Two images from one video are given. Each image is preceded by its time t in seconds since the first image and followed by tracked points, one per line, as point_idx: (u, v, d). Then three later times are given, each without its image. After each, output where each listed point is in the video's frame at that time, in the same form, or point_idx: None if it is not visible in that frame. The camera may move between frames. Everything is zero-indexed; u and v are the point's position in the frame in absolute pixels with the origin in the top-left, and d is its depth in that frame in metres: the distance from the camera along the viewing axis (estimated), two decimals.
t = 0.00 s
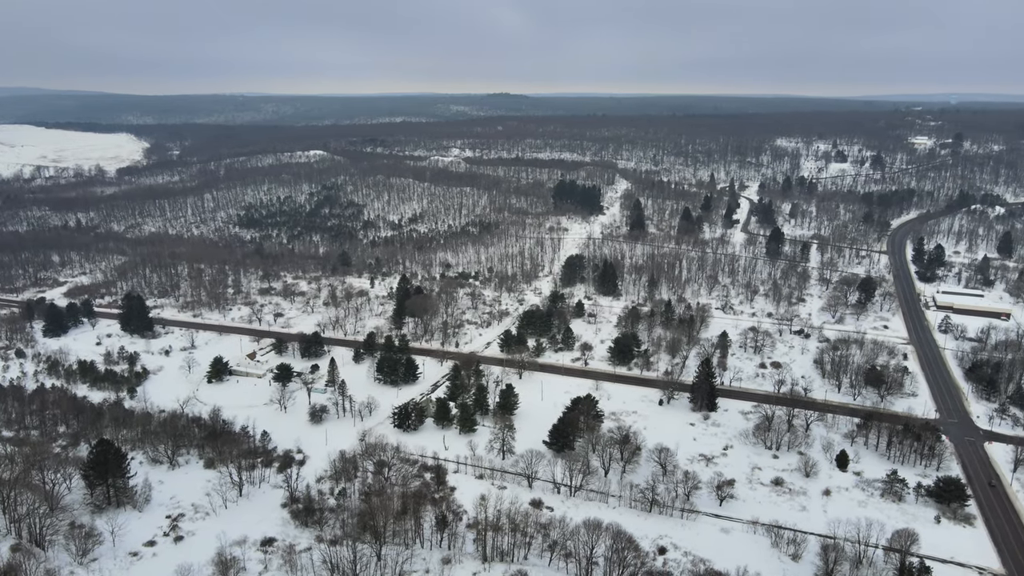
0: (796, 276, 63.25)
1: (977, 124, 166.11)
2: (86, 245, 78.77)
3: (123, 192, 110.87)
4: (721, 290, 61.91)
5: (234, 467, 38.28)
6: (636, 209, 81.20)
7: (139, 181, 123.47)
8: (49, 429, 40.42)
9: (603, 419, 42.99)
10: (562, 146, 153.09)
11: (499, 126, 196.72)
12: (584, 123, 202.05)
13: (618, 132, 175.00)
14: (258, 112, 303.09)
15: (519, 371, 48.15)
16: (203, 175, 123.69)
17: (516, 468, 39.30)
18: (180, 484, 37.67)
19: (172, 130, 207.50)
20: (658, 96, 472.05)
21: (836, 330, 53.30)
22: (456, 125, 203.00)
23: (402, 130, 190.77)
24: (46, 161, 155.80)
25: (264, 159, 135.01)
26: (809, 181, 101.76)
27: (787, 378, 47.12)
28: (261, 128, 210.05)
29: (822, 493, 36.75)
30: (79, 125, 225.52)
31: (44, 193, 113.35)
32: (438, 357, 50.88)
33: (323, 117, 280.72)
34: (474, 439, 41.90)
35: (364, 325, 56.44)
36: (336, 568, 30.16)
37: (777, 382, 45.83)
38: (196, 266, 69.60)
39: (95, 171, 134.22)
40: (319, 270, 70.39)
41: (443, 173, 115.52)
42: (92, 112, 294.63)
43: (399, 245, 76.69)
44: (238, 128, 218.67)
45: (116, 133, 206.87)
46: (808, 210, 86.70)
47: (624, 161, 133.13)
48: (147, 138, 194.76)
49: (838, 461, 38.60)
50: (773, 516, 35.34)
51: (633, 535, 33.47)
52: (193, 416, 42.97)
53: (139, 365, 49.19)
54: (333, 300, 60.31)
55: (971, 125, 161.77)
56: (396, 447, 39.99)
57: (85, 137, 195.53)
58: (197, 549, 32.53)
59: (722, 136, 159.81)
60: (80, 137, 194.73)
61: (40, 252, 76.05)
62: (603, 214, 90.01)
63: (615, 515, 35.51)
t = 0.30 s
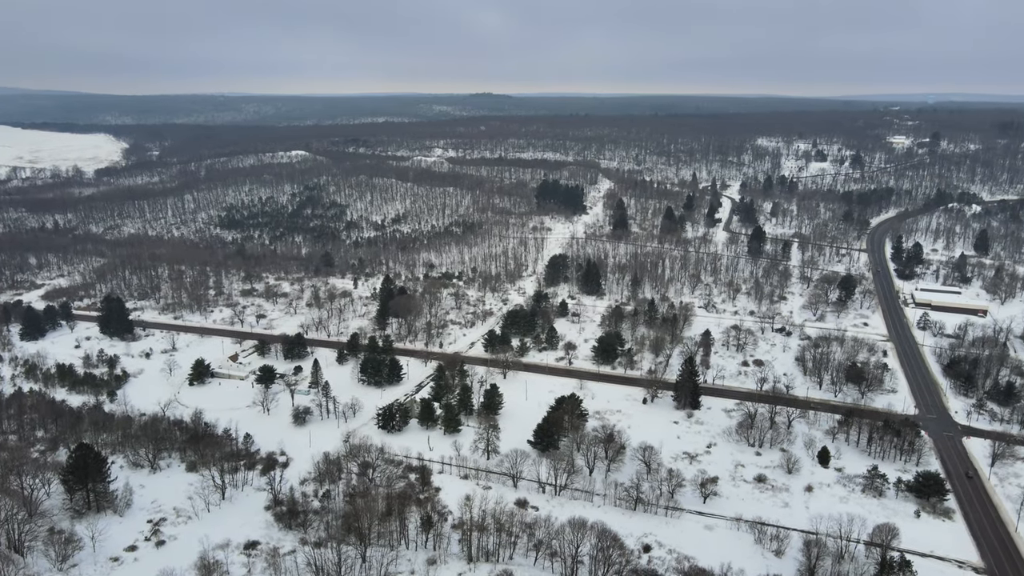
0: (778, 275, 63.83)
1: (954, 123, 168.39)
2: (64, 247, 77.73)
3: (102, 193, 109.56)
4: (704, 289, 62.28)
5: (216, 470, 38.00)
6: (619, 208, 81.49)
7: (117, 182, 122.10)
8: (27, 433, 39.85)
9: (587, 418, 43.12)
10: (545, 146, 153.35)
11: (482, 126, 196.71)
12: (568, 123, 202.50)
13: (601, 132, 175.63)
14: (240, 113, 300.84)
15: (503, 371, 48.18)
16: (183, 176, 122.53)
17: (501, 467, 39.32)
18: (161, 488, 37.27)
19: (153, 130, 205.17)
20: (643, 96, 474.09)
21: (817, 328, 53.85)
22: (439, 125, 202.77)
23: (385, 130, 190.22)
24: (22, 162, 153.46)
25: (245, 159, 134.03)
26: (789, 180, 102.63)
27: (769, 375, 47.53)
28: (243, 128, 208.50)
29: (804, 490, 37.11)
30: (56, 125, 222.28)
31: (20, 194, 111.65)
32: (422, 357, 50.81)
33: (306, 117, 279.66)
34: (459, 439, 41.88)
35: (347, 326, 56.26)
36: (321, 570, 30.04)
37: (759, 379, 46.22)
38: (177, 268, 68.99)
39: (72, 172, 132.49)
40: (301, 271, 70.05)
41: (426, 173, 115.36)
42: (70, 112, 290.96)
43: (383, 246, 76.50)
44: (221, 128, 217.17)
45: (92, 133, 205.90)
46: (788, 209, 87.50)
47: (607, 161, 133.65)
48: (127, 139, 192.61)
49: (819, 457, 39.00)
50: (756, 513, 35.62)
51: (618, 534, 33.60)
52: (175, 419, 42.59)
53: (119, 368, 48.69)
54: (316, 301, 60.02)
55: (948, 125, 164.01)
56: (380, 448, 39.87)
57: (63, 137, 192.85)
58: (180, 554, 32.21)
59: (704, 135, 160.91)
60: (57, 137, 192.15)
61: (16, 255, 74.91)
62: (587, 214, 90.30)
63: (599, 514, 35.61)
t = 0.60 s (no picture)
0: (759, 273, 64.36)
1: (931, 123, 170.56)
2: (41, 250, 76.63)
3: (79, 194, 108.18)
4: (687, 288, 62.61)
5: (199, 474, 37.64)
6: (602, 208, 81.72)
7: (95, 183, 120.66)
8: (4, 439, 39.23)
9: (572, 418, 43.22)
10: (528, 146, 153.62)
11: (466, 126, 196.71)
12: (552, 122, 202.91)
13: (583, 131, 176.20)
14: (222, 113, 298.45)
15: (487, 371, 48.15)
16: (163, 176, 121.36)
17: (486, 467, 39.30)
18: (142, 492, 36.84)
19: (133, 131, 202.92)
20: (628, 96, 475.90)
21: (798, 325, 54.35)
22: (422, 125, 202.44)
23: (368, 130, 189.64)
24: None
25: (226, 159, 133.06)
26: (770, 179, 103.43)
27: (751, 373, 47.91)
28: (225, 128, 206.76)
29: (786, 486, 37.42)
30: (33, 125, 218.94)
31: None
32: (406, 358, 50.69)
33: (288, 117, 278.13)
34: (443, 440, 41.83)
35: (331, 327, 56.02)
36: (305, 572, 29.85)
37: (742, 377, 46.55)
38: (157, 270, 68.31)
39: (49, 173, 130.66)
40: (284, 272, 69.67)
41: (409, 173, 115.14)
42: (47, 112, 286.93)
43: (366, 246, 76.24)
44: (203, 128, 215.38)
45: (70, 133, 204.29)
46: (769, 208, 88.24)
47: (590, 160, 134.13)
48: (106, 139, 190.30)
49: (801, 454, 39.36)
50: (739, 510, 35.87)
51: (603, 532, 33.69)
52: (156, 422, 42.17)
53: (99, 372, 48.11)
54: (299, 302, 59.69)
55: (925, 124, 166.13)
56: (365, 449, 39.69)
57: (41, 137, 190.10)
58: (162, 558, 31.83)
59: (686, 135, 161.99)
60: (35, 138, 189.41)
61: None
62: (570, 213, 90.51)
63: (585, 513, 35.71)
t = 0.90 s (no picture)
0: (741, 272, 64.87)
1: (909, 122, 172.72)
2: (18, 252, 75.52)
3: (56, 195, 106.76)
4: (670, 286, 62.94)
5: (180, 477, 37.30)
6: (585, 208, 81.92)
7: (72, 184, 119.13)
8: None
9: (556, 417, 43.31)
10: (510, 146, 153.77)
11: (449, 126, 196.53)
12: (536, 122, 203.22)
13: (566, 131, 176.61)
14: (204, 113, 295.88)
15: (472, 371, 48.14)
16: (142, 177, 120.08)
17: (471, 468, 39.31)
18: (123, 497, 36.42)
19: (113, 131, 200.54)
20: (613, 96, 477.00)
21: (780, 323, 54.85)
22: (405, 125, 201.97)
23: (351, 130, 188.89)
24: None
25: (206, 160, 131.98)
26: (752, 178, 104.25)
27: (734, 371, 48.27)
28: (207, 129, 204.96)
29: (769, 482, 37.73)
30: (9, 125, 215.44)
31: None
32: (390, 359, 50.57)
33: (271, 117, 276.46)
34: (428, 440, 41.75)
35: (314, 329, 55.77)
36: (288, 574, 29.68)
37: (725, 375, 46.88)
38: (137, 272, 67.62)
39: (25, 174, 128.73)
40: (266, 273, 69.27)
41: (391, 173, 114.84)
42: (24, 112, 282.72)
43: (349, 247, 75.96)
44: (185, 128, 213.57)
45: (48, 133, 202.57)
46: (751, 207, 88.94)
47: (573, 160, 134.52)
48: (85, 140, 187.93)
49: (784, 450, 39.70)
50: (723, 507, 36.12)
51: (589, 531, 33.79)
52: (137, 426, 41.75)
53: (78, 375, 47.54)
54: (282, 303, 59.34)
55: (903, 123, 168.23)
56: (349, 451, 39.51)
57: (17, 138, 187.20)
58: (143, 562, 31.47)
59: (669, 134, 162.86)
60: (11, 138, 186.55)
61: None
62: (553, 213, 90.69)
63: (570, 512, 35.78)
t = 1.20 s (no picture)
0: (723, 271, 65.37)
1: (887, 121, 174.90)
2: None
3: (33, 197, 105.26)
4: (653, 285, 63.26)
5: (162, 481, 36.93)
6: (568, 208, 82.12)
7: (50, 185, 117.54)
8: None
9: (540, 416, 43.39)
10: (493, 146, 153.82)
11: (432, 126, 196.37)
12: (520, 122, 203.43)
13: (549, 131, 176.96)
14: (186, 113, 293.26)
15: (456, 372, 48.11)
16: (121, 178, 118.78)
17: (456, 468, 39.28)
18: (103, 501, 35.97)
19: (92, 132, 198.02)
20: (598, 96, 478.48)
21: (762, 322, 55.34)
22: (388, 125, 201.47)
23: (334, 130, 188.09)
24: None
25: (186, 160, 130.83)
26: (733, 177, 105.04)
27: (717, 369, 48.62)
28: (188, 129, 203.08)
29: (752, 479, 38.03)
30: None
31: None
32: (374, 359, 50.44)
33: (252, 117, 275.12)
34: (412, 441, 41.67)
35: (297, 330, 55.51)
36: None
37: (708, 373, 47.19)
38: (116, 274, 66.88)
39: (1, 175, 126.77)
40: (248, 274, 68.83)
41: (374, 173, 114.55)
42: None
43: (331, 248, 75.67)
44: (164, 128, 211.88)
45: (24, 133, 200.07)
46: (732, 206, 89.62)
47: (556, 160, 134.89)
48: (63, 141, 185.51)
49: (766, 447, 40.04)
50: (707, 504, 36.34)
51: (574, 530, 33.87)
52: (117, 429, 41.28)
53: (56, 379, 46.93)
54: (265, 305, 58.99)
55: (881, 123, 170.33)
56: (333, 452, 39.34)
57: None
58: (124, 567, 31.10)
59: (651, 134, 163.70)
60: None
61: None
62: (536, 213, 90.86)
63: (555, 511, 35.83)
